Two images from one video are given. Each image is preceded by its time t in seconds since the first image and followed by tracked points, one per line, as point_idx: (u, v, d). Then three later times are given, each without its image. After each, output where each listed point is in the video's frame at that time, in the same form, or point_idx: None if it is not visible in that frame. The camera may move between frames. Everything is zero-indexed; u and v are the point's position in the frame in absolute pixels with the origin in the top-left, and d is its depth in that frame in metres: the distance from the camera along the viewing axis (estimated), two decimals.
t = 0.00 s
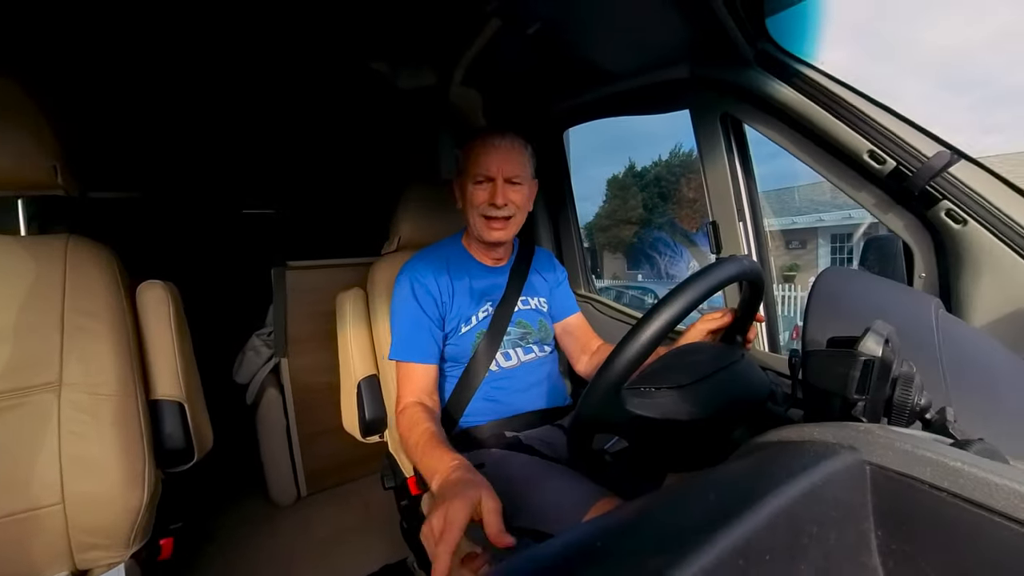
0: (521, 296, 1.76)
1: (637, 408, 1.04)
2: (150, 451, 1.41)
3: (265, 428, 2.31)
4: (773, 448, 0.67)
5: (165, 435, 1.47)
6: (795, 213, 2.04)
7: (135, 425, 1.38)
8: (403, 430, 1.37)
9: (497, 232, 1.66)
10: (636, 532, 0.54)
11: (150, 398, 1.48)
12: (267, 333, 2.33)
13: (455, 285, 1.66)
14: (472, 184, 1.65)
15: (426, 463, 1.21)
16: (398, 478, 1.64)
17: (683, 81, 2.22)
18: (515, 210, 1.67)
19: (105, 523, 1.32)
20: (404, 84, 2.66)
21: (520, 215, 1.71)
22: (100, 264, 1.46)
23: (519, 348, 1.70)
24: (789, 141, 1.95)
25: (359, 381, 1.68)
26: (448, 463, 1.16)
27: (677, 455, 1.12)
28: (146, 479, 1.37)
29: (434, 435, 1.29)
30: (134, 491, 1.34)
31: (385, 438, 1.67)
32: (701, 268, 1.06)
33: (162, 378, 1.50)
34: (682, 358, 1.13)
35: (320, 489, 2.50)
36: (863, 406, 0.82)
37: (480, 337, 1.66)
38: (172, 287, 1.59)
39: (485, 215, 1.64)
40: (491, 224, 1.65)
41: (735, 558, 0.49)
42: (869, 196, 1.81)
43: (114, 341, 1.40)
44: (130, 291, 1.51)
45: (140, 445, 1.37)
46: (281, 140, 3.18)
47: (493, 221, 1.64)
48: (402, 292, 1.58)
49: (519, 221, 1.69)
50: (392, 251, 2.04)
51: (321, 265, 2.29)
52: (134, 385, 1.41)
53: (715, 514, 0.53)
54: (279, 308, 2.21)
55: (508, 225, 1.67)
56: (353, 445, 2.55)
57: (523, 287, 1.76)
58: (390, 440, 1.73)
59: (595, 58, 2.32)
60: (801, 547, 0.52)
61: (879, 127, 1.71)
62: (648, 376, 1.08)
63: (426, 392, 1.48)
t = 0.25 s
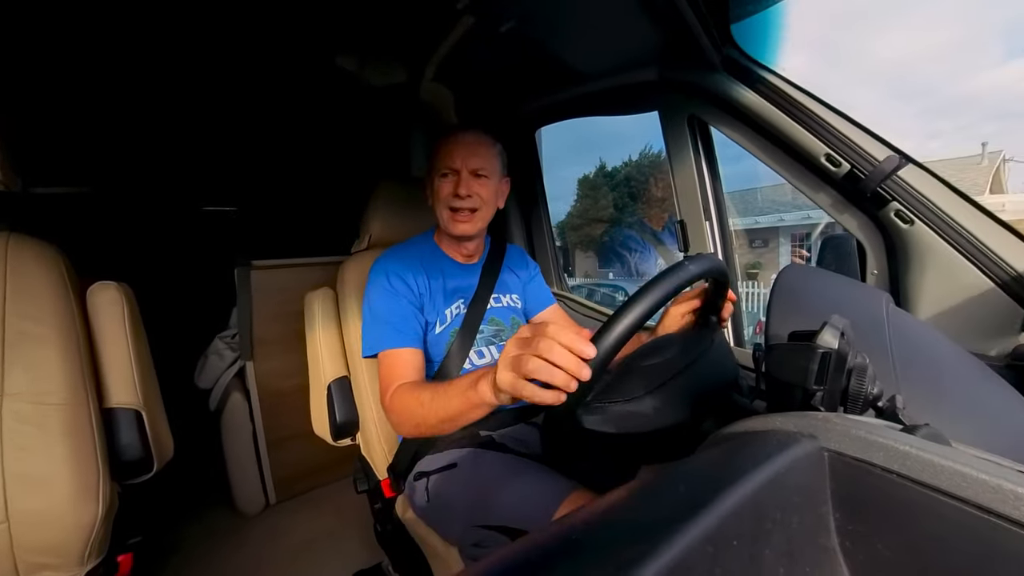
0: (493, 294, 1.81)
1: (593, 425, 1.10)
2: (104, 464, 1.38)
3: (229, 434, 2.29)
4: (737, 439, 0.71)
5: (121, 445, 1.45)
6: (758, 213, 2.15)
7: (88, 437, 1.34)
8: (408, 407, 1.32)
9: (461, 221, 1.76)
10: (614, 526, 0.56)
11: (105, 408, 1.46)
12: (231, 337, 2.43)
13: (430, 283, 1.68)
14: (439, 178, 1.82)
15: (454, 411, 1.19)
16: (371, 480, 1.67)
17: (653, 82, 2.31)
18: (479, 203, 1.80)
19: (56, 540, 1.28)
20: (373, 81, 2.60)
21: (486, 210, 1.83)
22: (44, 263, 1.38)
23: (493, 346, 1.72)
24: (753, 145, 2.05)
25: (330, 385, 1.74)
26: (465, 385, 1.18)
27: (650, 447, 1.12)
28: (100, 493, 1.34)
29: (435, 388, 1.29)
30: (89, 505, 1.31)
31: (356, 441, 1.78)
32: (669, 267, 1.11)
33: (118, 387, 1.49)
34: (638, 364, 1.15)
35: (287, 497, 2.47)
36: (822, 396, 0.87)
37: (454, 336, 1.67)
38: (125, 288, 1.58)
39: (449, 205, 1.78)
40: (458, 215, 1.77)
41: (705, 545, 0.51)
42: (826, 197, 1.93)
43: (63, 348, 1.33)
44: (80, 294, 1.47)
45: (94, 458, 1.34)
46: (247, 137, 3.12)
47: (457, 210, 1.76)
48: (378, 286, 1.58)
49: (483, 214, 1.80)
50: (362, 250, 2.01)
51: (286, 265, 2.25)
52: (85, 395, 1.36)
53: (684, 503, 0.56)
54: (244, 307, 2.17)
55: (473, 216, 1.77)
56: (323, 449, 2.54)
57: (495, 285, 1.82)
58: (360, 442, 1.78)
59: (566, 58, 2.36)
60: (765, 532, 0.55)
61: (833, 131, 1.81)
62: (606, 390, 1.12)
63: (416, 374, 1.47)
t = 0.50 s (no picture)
0: (461, 290, 1.86)
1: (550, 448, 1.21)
2: (42, 482, 1.22)
3: (186, 442, 2.21)
4: (700, 429, 0.74)
5: (65, 460, 1.40)
6: (719, 213, 2.23)
7: (28, 452, 1.19)
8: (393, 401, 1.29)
9: (423, 219, 1.78)
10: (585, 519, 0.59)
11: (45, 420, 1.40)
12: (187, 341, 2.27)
13: (397, 281, 1.71)
14: (403, 175, 1.83)
15: (449, 409, 1.17)
16: (339, 486, 1.72)
17: (617, 83, 2.37)
18: (441, 200, 1.81)
19: None
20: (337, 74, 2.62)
21: (449, 206, 1.84)
22: None
23: (461, 343, 1.76)
24: (714, 148, 2.13)
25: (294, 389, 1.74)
26: (463, 385, 1.16)
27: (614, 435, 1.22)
28: (41, 516, 1.19)
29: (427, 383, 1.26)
30: (30, 529, 1.16)
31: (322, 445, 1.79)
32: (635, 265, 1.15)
33: (58, 396, 1.42)
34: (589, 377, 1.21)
35: (249, 507, 2.44)
36: (779, 386, 0.92)
37: (422, 334, 1.70)
38: (65, 291, 1.51)
39: (412, 202, 1.79)
40: (421, 213, 1.78)
41: (672, 533, 0.55)
42: (782, 198, 2.02)
43: None
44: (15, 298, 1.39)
45: (32, 478, 1.18)
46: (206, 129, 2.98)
47: (419, 208, 1.77)
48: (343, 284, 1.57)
49: (446, 211, 1.81)
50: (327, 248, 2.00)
51: (242, 265, 2.25)
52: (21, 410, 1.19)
53: (654, 494, 0.60)
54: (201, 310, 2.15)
55: (435, 213, 1.79)
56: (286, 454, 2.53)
57: (463, 281, 1.87)
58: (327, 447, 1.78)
59: (533, 58, 2.40)
60: (729, 517, 0.59)
61: (789, 136, 1.92)
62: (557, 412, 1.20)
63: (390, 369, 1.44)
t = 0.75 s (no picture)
0: (432, 287, 1.88)
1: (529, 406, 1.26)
2: None
3: (143, 452, 2.17)
4: (669, 422, 0.78)
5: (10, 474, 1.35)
6: (686, 212, 2.32)
7: None
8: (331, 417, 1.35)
9: (393, 219, 1.79)
10: (559, 515, 0.59)
11: None
12: (142, 346, 2.23)
13: (364, 280, 1.72)
14: (371, 172, 1.82)
15: (387, 434, 1.23)
16: (309, 492, 1.71)
17: (589, 84, 2.41)
18: (411, 198, 1.81)
19: None
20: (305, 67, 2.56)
21: (419, 204, 1.85)
22: None
23: (434, 342, 1.78)
24: (681, 149, 2.20)
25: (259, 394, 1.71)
26: (404, 416, 1.22)
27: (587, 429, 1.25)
28: None
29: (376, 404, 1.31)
30: None
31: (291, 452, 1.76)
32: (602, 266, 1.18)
33: None
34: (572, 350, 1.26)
35: (214, 517, 2.39)
36: (744, 379, 0.96)
37: (393, 332, 1.71)
38: (5, 292, 1.48)
39: (381, 201, 1.79)
40: (390, 211, 1.79)
41: (645, 526, 0.57)
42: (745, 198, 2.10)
43: None
44: None
45: None
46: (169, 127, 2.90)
47: (389, 208, 1.78)
48: (307, 286, 1.58)
49: (416, 209, 1.82)
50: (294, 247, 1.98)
51: (203, 265, 2.19)
52: None
53: (627, 486, 0.61)
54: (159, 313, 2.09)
55: (405, 212, 1.80)
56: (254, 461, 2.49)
57: (435, 277, 1.88)
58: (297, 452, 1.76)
59: (506, 57, 2.41)
60: (698, 508, 0.62)
61: (751, 138, 1.99)
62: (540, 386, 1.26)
63: (345, 382, 1.48)
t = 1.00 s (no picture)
0: (399, 285, 1.90)
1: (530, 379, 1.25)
2: None
3: (99, 462, 2.09)
4: (639, 417, 0.79)
5: None
6: (651, 212, 2.39)
7: None
8: (272, 388, 1.39)
9: (360, 217, 1.79)
10: (528, 511, 0.60)
11: None
12: (86, 353, 2.15)
13: (328, 281, 1.72)
14: (337, 169, 1.81)
15: (335, 368, 1.35)
16: (274, 501, 1.72)
17: (557, 85, 2.47)
18: (378, 196, 1.81)
19: None
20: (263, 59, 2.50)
21: (386, 203, 1.85)
22: None
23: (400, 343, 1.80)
24: (646, 150, 2.26)
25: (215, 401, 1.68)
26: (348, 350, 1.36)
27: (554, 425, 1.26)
28: None
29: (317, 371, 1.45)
30: None
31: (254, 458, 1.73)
32: (569, 268, 1.22)
33: None
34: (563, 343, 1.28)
35: (169, 532, 2.33)
36: (706, 372, 1.00)
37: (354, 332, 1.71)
38: None
39: (348, 199, 1.78)
40: (357, 210, 1.79)
41: (613, 518, 0.58)
42: (707, 199, 2.18)
43: None
44: None
45: None
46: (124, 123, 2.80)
47: (356, 206, 1.78)
48: (269, 282, 1.57)
49: (383, 208, 1.82)
50: (252, 245, 1.96)
51: (150, 265, 2.17)
52: None
53: (597, 481, 0.63)
54: (104, 315, 2.04)
55: (372, 210, 1.80)
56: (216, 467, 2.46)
57: (401, 275, 1.89)
58: (259, 460, 1.75)
59: (475, 56, 2.43)
60: (665, 498, 0.63)
61: (711, 141, 2.07)
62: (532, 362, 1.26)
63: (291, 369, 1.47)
